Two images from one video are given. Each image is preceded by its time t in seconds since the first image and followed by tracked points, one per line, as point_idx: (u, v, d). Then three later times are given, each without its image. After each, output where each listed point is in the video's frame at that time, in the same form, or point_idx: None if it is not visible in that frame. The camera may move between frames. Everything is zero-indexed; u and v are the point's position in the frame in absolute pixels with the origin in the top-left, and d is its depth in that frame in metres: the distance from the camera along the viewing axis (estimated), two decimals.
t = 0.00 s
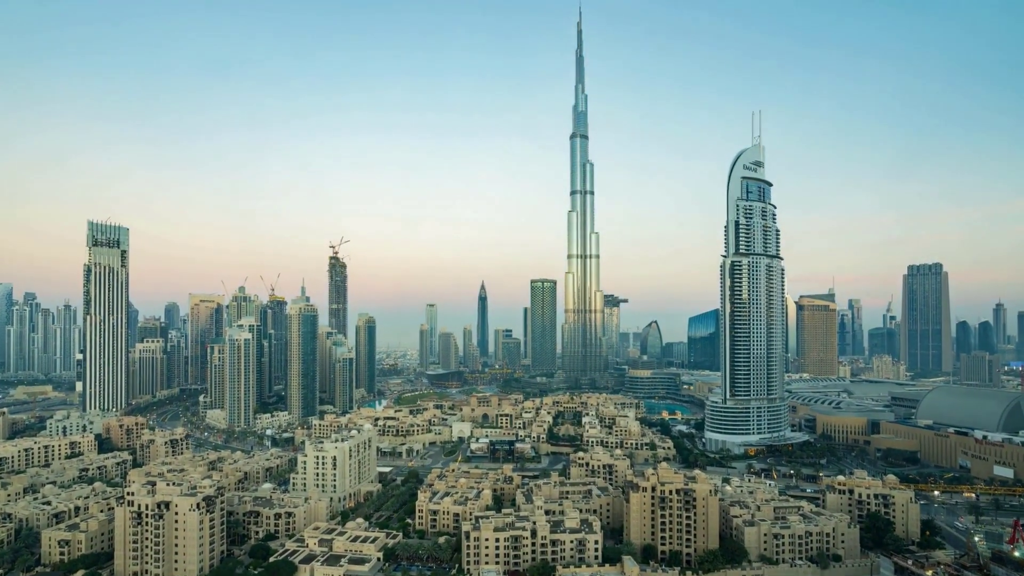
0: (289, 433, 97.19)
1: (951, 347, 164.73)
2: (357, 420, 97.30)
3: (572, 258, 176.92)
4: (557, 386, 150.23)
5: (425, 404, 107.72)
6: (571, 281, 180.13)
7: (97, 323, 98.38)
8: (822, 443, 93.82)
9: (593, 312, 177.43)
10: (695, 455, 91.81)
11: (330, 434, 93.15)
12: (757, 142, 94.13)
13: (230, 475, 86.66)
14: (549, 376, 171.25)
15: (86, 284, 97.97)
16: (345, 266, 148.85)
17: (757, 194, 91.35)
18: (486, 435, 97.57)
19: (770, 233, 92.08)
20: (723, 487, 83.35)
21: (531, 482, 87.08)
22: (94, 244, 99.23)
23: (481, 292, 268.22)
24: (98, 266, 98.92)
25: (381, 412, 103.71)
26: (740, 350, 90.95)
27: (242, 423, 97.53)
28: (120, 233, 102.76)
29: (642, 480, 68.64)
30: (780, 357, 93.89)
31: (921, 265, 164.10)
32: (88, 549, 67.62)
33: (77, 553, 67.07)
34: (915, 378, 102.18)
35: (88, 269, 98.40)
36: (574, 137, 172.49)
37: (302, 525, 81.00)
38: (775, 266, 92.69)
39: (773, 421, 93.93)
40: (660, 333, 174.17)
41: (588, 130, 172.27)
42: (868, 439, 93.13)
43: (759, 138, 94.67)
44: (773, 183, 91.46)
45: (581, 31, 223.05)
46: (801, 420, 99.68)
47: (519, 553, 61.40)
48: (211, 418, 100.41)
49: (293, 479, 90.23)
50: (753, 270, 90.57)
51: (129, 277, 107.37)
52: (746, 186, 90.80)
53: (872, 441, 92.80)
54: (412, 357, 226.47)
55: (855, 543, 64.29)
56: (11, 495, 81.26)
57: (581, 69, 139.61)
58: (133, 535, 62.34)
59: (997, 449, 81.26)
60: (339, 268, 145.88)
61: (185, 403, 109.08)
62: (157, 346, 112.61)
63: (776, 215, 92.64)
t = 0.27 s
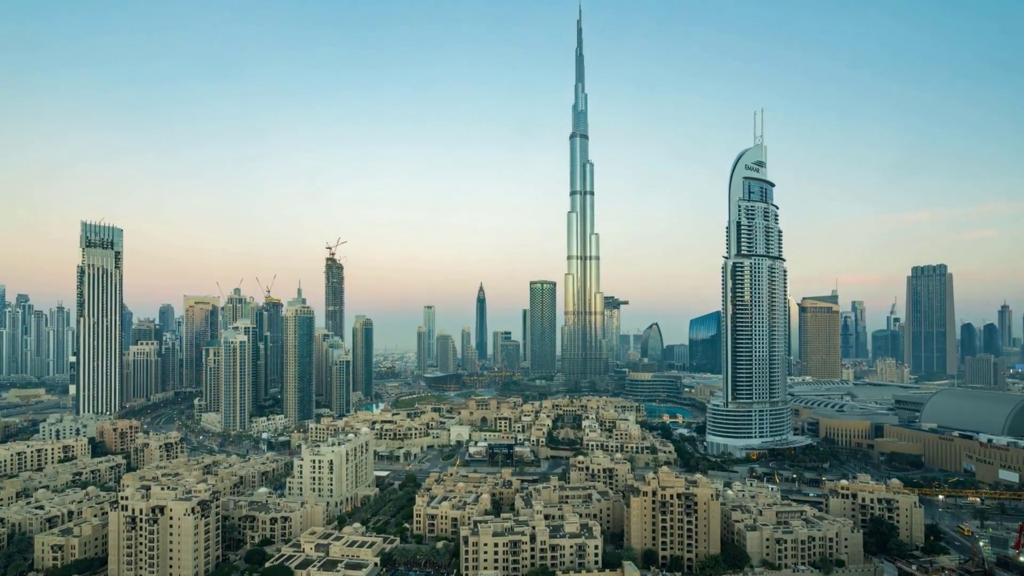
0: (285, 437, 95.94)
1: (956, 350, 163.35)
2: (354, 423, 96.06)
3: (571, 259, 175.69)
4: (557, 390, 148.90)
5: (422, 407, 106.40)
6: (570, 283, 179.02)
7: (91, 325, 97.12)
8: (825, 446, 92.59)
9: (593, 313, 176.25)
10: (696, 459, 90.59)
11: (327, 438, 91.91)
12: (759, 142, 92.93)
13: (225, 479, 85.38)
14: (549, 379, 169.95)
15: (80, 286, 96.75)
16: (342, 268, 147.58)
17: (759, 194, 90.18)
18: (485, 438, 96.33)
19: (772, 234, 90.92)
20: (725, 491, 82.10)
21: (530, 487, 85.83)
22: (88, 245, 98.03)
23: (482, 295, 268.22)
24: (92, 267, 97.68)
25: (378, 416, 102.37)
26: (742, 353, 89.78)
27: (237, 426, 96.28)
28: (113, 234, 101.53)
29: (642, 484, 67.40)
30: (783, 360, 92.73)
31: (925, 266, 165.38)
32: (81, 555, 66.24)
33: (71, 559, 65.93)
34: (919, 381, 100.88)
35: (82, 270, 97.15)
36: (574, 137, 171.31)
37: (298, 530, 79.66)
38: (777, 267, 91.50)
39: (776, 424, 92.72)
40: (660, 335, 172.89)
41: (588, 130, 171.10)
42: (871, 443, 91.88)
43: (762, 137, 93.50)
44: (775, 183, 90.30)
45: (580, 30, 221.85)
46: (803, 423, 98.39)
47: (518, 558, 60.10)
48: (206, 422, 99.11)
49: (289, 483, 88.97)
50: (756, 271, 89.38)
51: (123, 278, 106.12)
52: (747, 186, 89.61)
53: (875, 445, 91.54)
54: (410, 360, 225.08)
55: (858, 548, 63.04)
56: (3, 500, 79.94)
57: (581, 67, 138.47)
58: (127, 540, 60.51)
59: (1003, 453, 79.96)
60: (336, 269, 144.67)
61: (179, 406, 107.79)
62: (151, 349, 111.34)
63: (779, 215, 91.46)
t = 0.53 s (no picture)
0: (281, 441, 94.64)
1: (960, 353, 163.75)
2: (351, 427, 94.79)
3: (571, 260, 174.44)
4: (556, 393, 147.61)
5: (420, 411, 105.04)
6: (570, 285, 177.63)
7: (84, 328, 95.79)
8: (828, 450, 91.33)
9: (593, 316, 175.04)
10: (697, 463, 89.31)
11: (323, 442, 90.65)
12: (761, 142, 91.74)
13: (220, 483, 84.07)
14: (548, 382, 168.65)
15: (73, 288, 95.47)
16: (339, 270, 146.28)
17: (762, 195, 88.96)
18: (483, 442, 95.02)
19: (774, 235, 89.69)
20: (727, 495, 80.85)
21: (529, 492, 84.57)
22: (81, 246, 96.79)
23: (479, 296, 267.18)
24: (85, 269, 96.39)
25: (375, 419, 100.99)
26: (744, 356, 88.54)
27: (232, 430, 94.97)
28: (107, 235, 100.30)
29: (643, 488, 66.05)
30: (785, 363, 91.50)
31: (929, 268, 160.72)
32: (74, 561, 64.72)
33: (63, 564, 64.03)
34: (924, 384, 99.55)
35: (75, 272, 95.86)
36: (574, 137, 170.15)
37: (295, 535, 78.31)
38: (779, 268, 90.22)
39: (778, 428, 91.45)
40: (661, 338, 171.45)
41: (588, 129, 169.94)
42: (875, 447, 90.58)
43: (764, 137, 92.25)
44: (777, 183, 89.11)
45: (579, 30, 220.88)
46: (806, 427, 97.07)
47: (517, 563, 58.83)
48: (201, 425, 97.77)
49: (285, 488, 87.69)
50: (758, 273, 88.12)
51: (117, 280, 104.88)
52: (750, 187, 88.44)
53: (879, 449, 90.24)
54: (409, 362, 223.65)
55: (861, 553, 61.86)
56: None
57: (581, 66, 137.38)
58: (121, 545, 59.44)
59: (1008, 457, 78.65)
60: (333, 271, 143.33)
61: (174, 409, 106.43)
62: (145, 351, 110.01)
63: (781, 216, 90.20)
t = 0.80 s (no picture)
0: (277, 445, 93.29)
1: (965, 355, 162.27)
2: (347, 431, 93.47)
3: (570, 262, 173.07)
4: (555, 397, 146.21)
5: (418, 414, 103.61)
6: (570, 287, 176.09)
7: (77, 330, 94.43)
8: (831, 455, 90.00)
9: (593, 318, 173.86)
10: (699, 468, 87.98)
11: (320, 446, 89.34)
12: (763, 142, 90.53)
13: (215, 488, 82.68)
14: (547, 385, 167.27)
15: (65, 289, 94.14)
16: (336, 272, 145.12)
17: (764, 195, 87.73)
18: (482, 446, 93.64)
19: (777, 236, 88.44)
20: (729, 500, 79.51)
21: (528, 497, 83.21)
22: (73, 247, 95.48)
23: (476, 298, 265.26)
24: (78, 270, 95.09)
25: (372, 423, 99.58)
26: (746, 358, 87.26)
27: (227, 434, 93.60)
28: (100, 236, 98.99)
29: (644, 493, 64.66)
30: (788, 366, 90.22)
31: (933, 270, 162.19)
32: (67, 566, 63.31)
33: (55, 571, 62.70)
34: (928, 388, 98.21)
35: (67, 273, 94.53)
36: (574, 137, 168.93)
37: (290, 541, 76.87)
38: (782, 270, 88.94)
39: (780, 432, 90.16)
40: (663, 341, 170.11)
41: (587, 129, 168.77)
42: (879, 451, 89.21)
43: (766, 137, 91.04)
44: (779, 184, 87.87)
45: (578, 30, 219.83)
46: (809, 430, 95.69)
47: (515, 570, 57.44)
48: (195, 429, 96.35)
49: (281, 493, 86.32)
50: (760, 274, 86.85)
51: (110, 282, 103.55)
52: (751, 188, 87.22)
53: (883, 453, 88.87)
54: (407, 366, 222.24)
55: (865, 558, 60.58)
56: None
57: (581, 65, 136.20)
58: (114, 551, 58.19)
59: (1014, 462, 77.28)
60: (329, 272, 142.15)
61: (168, 413, 105.02)
62: (139, 354, 108.66)
63: (783, 217, 88.98)
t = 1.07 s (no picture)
0: (272, 450, 91.87)
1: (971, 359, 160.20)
2: (343, 436, 92.07)
3: (569, 264, 171.64)
4: (554, 401, 144.79)
5: (415, 419, 102.13)
6: (570, 289, 174.66)
7: (69, 333, 93.07)
8: (835, 460, 88.62)
9: (593, 321, 172.58)
10: (700, 473, 86.63)
11: (315, 450, 87.98)
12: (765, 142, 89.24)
13: (209, 494, 81.24)
14: (546, 389, 165.85)
15: (57, 292, 92.85)
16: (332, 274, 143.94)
17: (766, 196, 86.43)
18: (480, 451, 92.19)
19: (779, 238, 87.11)
20: (730, 506, 78.08)
21: (527, 502, 81.81)
22: (65, 249, 94.17)
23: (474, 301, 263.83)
24: (70, 272, 93.77)
25: (369, 427, 98.10)
26: (748, 361, 85.98)
27: (221, 438, 92.17)
28: (92, 238, 97.70)
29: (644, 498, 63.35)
30: (791, 369, 88.85)
31: (938, 272, 161.85)
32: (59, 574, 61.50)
33: None
34: (932, 392, 96.78)
35: (59, 276, 93.19)
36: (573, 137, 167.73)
37: (285, 547, 75.38)
38: (784, 272, 87.59)
39: (783, 436, 88.78)
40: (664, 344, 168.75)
41: (587, 129, 167.54)
42: (883, 456, 87.87)
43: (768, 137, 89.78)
44: (782, 184, 86.56)
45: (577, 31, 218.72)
46: (811, 434, 94.25)
47: None
48: (189, 433, 94.96)
49: (276, 498, 84.91)
50: (762, 277, 85.54)
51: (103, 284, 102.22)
52: (753, 188, 85.97)
53: (887, 458, 87.53)
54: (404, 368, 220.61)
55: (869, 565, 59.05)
56: None
57: (580, 64, 134.97)
58: (106, 557, 56.73)
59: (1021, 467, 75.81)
60: (325, 274, 140.88)
61: (161, 417, 103.58)
62: (132, 357, 107.29)
63: (786, 219, 87.68)
